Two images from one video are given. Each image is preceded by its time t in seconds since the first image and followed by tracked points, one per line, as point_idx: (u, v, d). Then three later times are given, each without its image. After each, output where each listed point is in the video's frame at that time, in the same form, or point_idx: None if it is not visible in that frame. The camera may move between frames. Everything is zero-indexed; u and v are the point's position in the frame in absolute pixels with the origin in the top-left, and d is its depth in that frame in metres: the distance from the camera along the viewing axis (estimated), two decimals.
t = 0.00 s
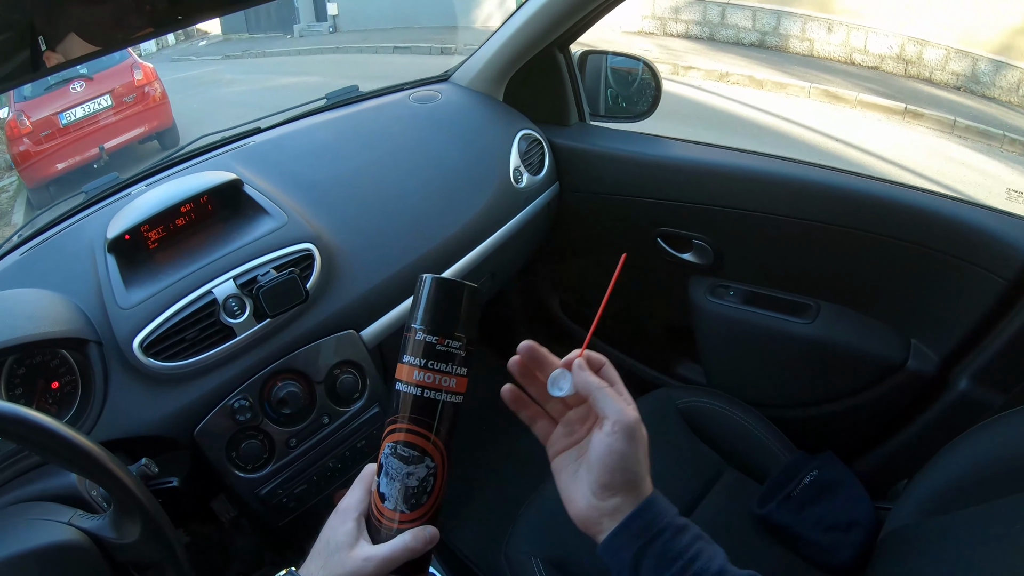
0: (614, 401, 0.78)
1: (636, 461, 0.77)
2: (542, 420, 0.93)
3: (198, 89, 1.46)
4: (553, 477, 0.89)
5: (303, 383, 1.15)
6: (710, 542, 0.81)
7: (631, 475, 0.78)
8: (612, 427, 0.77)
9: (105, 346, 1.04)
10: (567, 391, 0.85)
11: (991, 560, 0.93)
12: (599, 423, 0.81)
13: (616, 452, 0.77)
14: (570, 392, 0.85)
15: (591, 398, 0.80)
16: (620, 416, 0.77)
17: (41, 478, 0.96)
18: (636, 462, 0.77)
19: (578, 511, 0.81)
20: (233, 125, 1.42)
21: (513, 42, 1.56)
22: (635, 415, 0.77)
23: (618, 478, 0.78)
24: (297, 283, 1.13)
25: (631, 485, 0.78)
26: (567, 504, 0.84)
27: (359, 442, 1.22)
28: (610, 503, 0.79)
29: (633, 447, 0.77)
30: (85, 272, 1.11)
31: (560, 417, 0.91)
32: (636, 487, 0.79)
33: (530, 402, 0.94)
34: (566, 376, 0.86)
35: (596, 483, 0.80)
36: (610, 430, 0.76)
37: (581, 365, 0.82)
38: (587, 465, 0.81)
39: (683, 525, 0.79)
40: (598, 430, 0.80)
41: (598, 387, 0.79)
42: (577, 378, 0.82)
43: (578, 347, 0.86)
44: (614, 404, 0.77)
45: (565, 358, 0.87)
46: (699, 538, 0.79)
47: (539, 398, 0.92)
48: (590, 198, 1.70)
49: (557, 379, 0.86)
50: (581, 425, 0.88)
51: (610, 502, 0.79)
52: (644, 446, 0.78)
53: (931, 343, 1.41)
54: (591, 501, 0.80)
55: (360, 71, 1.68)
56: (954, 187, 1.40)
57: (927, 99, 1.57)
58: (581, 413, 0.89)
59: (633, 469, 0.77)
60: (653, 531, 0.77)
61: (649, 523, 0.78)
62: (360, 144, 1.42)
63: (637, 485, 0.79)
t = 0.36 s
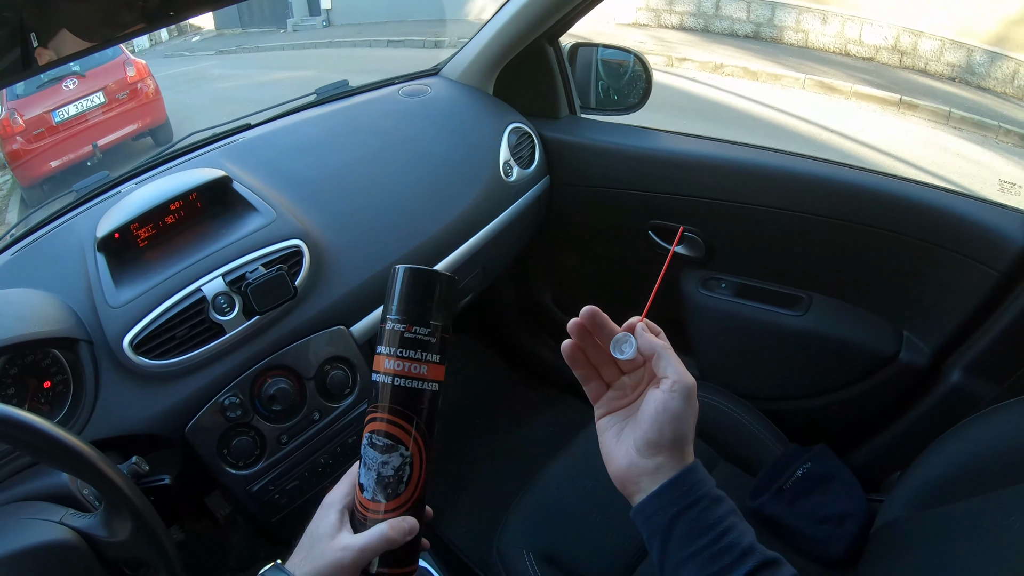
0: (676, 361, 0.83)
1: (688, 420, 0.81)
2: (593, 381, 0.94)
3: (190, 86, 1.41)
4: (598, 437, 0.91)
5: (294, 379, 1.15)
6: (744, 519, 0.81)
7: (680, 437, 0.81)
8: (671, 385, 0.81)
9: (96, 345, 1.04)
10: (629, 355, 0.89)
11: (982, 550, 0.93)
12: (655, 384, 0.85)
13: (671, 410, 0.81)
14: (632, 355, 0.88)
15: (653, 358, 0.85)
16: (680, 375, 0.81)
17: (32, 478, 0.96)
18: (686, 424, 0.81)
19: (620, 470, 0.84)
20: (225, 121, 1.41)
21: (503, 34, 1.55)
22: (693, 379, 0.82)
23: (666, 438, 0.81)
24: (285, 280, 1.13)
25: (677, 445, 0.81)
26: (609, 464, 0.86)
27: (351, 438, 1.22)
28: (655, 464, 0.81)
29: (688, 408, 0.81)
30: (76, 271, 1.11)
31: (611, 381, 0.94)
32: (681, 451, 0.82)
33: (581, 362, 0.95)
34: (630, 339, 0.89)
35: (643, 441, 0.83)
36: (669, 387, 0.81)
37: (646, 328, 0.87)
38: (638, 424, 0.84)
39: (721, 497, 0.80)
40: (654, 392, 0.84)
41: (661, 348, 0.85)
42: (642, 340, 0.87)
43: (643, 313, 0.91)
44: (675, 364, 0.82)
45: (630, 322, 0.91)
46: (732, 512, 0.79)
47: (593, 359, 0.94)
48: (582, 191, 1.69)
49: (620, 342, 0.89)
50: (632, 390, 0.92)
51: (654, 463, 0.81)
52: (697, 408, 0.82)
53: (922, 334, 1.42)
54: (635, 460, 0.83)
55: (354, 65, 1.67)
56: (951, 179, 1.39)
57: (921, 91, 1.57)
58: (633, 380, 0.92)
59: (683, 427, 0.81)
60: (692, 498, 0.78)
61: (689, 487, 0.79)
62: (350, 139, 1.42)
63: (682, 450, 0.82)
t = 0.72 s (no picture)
0: (657, 364, 0.85)
1: (675, 421, 0.83)
2: (579, 394, 0.95)
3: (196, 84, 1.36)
4: (591, 448, 0.92)
5: (301, 376, 1.15)
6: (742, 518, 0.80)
7: (669, 438, 0.83)
8: (654, 388, 0.83)
9: (101, 346, 1.04)
10: (611, 364, 0.90)
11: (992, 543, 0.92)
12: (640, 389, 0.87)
13: (657, 412, 0.82)
14: (614, 364, 0.89)
15: (633, 364, 0.86)
16: (662, 378, 0.83)
17: (42, 479, 0.97)
18: (674, 425, 0.83)
19: (615, 476, 0.85)
20: (228, 119, 1.40)
21: (506, 28, 1.54)
22: (674, 380, 0.84)
23: (655, 440, 0.82)
24: (291, 278, 1.13)
25: (668, 446, 0.83)
26: (604, 472, 0.87)
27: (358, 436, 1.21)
28: (648, 467, 0.82)
29: (674, 409, 0.83)
30: (80, 272, 1.10)
31: (596, 391, 0.95)
32: (672, 452, 0.83)
33: (564, 377, 0.96)
34: (610, 349, 0.90)
35: (634, 446, 0.84)
36: (653, 391, 0.83)
37: (623, 335, 0.89)
38: (628, 430, 0.86)
39: (716, 496, 0.80)
40: (639, 397, 0.86)
41: (641, 353, 0.86)
42: (621, 347, 0.89)
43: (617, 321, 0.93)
44: (656, 367, 0.84)
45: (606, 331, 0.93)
46: (729, 511, 0.79)
47: (576, 372, 0.96)
48: (587, 185, 1.69)
49: (601, 352, 0.90)
50: (618, 397, 0.93)
51: (647, 466, 0.82)
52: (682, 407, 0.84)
53: (931, 326, 1.41)
54: (630, 465, 0.83)
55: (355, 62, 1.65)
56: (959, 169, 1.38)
57: (924, 80, 1.54)
58: (617, 386, 0.94)
59: (672, 428, 0.83)
60: (685, 499, 0.78)
61: (681, 492, 0.79)
62: (353, 136, 1.41)
63: (673, 450, 0.83)
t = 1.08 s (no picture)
0: (665, 363, 0.81)
1: (687, 420, 0.80)
2: (589, 400, 0.91)
3: (200, 80, 1.34)
4: (605, 453, 0.90)
5: (310, 374, 1.13)
6: (760, 516, 0.77)
7: (683, 439, 0.80)
8: (664, 390, 0.80)
9: (106, 345, 1.02)
10: (617, 366, 0.86)
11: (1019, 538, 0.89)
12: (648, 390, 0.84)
13: (668, 414, 0.80)
14: (621, 366, 0.86)
15: (641, 365, 0.83)
16: (671, 377, 0.80)
17: (45, 485, 0.95)
18: (687, 425, 0.80)
19: (631, 480, 0.83)
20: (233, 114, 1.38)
21: (519, 12, 1.52)
22: (684, 379, 0.81)
23: (669, 442, 0.80)
24: (298, 273, 1.10)
25: (682, 447, 0.80)
26: (620, 477, 0.85)
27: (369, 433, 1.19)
28: (663, 469, 0.80)
29: (685, 408, 0.80)
30: (84, 271, 1.08)
31: (606, 394, 0.92)
32: (686, 453, 0.80)
33: (572, 385, 0.91)
34: (615, 351, 0.87)
35: (648, 448, 0.82)
36: (662, 391, 0.80)
37: (627, 335, 0.85)
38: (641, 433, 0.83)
39: (734, 495, 0.77)
40: (649, 398, 0.83)
41: (647, 353, 0.83)
42: (626, 349, 0.85)
43: (620, 321, 0.88)
44: (663, 366, 0.80)
45: (610, 333, 0.88)
46: (748, 510, 0.76)
47: (586, 378, 0.90)
48: (597, 176, 1.66)
49: (606, 355, 0.87)
50: (629, 399, 0.90)
51: (662, 468, 0.80)
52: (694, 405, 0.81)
53: (950, 315, 1.37)
54: (645, 468, 0.81)
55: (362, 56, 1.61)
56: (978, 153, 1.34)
57: (933, 68, 1.48)
58: (627, 387, 0.91)
59: (684, 428, 0.80)
60: (702, 500, 0.76)
61: (698, 491, 0.76)
62: (359, 128, 1.39)
63: (688, 451, 0.80)
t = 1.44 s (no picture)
0: (667, 361, 0.81)
1: (692, 418, 0.80)
2: (594, 400, 0.92)
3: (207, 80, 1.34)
4: (612, 452, 0.90)
5: (320, 372, 1.13)
6: (767, 513, 0.77)
7: (688, 437, 0.80)
8: (668, 389, 0.79)
9: (117, 346, 1.02)
10: (620, 366, 0.86)
11: None
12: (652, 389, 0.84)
13: (672, 413, 0.79)
14: (624, 365, 0.86)
15: (644, 364, 0.83)
16: (674, 376, 0.80)
17: (57, 486, 0.95)
18: (692, 423, 0.80)
19: (637, 479, 0.83)
20: (239, 114, 1.37)
21: (527, 5, 1.50)
22: (687, 377, 0.80)
23: (674, 440, 0.80)
24: (307, 271, 1.10)
25: (687, 445, 0.80)
26: (627, 476, 0.85)
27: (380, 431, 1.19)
28: (669, 467, 0.80)
29: (689, 407, 0.79)
30: (94, 272, 1.09)
31: (612, 394, 0.92)
32: (692, 450, 0.80)
33: (577, 386, 0.91)
34: (618, 351, 0.87)
35: (653, 447, 0.82)
36: (665, 390, 0.79)
37: (629, 334, 0.85)
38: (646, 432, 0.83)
39: (741, 493, 0.76)
40: (653, 397, 0.82)
41: (649, 352, 0.82)
42: (628, 348, 0.85)
43: (622, 320, 0.88)
44: (666, 365, 0.80)
45: (612, 332, 0.88)
46: (755, 507, 0.76)
47: (590, 380, 0.91)
48: (605, 170, 1.65)
49: (609, 355, 0.87)
50: (634, 398, 0.90)
51: (668, 466, 0.80)
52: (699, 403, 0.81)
53: (961, 307, 1.36)
54: (651, 467, 0.81)
55: (370, 52, 1.61)
56: (988, 142, 1.33)
57: (941, 57, 1.44)
58: (632, 386, 0.91)
59: (689, 426, 0.79)
60: (709, 497, 0.76)
61: (704, 488, 0.76)
62: (364, 126, 1.38)
63: (694, 448, 0.80)
